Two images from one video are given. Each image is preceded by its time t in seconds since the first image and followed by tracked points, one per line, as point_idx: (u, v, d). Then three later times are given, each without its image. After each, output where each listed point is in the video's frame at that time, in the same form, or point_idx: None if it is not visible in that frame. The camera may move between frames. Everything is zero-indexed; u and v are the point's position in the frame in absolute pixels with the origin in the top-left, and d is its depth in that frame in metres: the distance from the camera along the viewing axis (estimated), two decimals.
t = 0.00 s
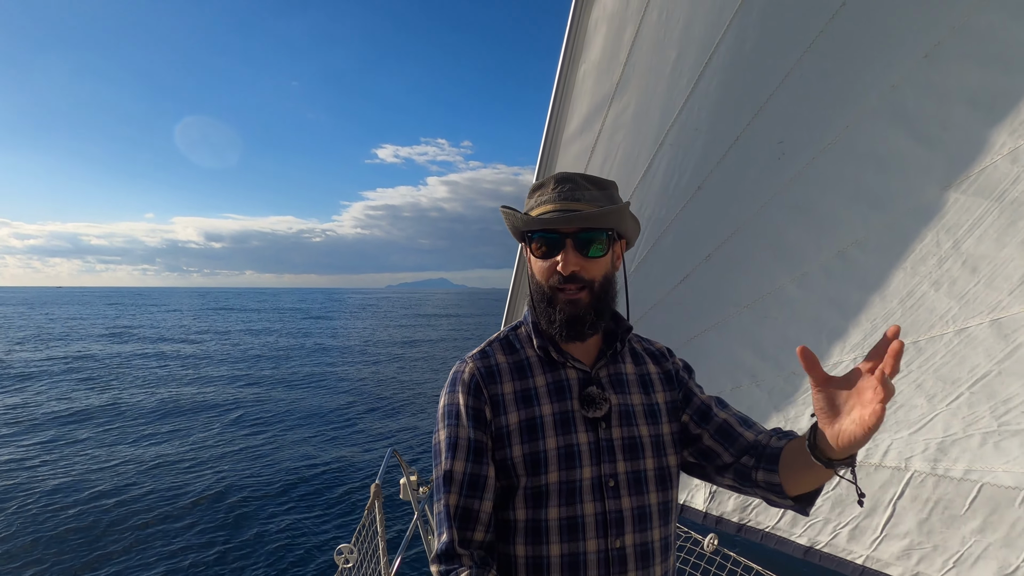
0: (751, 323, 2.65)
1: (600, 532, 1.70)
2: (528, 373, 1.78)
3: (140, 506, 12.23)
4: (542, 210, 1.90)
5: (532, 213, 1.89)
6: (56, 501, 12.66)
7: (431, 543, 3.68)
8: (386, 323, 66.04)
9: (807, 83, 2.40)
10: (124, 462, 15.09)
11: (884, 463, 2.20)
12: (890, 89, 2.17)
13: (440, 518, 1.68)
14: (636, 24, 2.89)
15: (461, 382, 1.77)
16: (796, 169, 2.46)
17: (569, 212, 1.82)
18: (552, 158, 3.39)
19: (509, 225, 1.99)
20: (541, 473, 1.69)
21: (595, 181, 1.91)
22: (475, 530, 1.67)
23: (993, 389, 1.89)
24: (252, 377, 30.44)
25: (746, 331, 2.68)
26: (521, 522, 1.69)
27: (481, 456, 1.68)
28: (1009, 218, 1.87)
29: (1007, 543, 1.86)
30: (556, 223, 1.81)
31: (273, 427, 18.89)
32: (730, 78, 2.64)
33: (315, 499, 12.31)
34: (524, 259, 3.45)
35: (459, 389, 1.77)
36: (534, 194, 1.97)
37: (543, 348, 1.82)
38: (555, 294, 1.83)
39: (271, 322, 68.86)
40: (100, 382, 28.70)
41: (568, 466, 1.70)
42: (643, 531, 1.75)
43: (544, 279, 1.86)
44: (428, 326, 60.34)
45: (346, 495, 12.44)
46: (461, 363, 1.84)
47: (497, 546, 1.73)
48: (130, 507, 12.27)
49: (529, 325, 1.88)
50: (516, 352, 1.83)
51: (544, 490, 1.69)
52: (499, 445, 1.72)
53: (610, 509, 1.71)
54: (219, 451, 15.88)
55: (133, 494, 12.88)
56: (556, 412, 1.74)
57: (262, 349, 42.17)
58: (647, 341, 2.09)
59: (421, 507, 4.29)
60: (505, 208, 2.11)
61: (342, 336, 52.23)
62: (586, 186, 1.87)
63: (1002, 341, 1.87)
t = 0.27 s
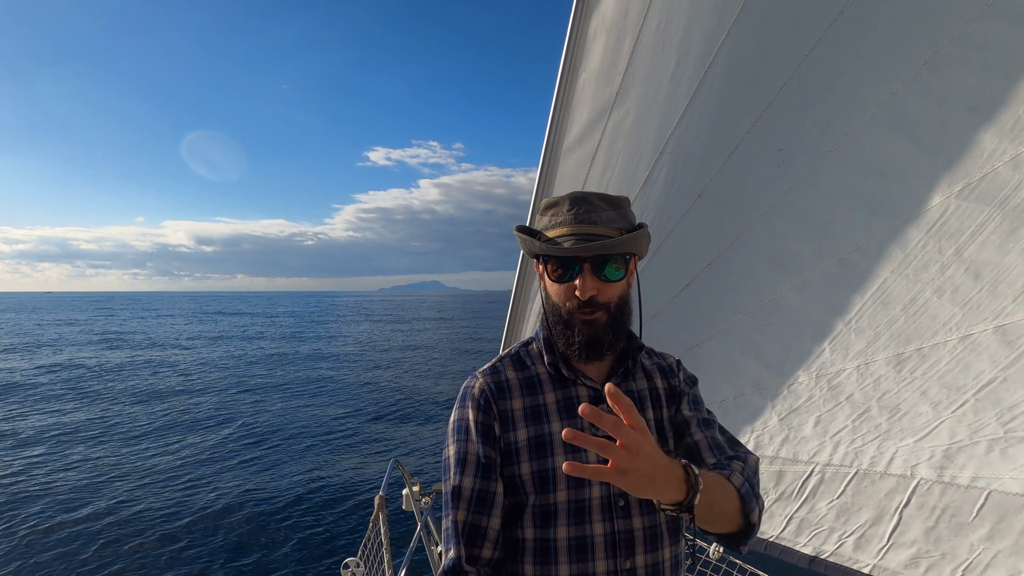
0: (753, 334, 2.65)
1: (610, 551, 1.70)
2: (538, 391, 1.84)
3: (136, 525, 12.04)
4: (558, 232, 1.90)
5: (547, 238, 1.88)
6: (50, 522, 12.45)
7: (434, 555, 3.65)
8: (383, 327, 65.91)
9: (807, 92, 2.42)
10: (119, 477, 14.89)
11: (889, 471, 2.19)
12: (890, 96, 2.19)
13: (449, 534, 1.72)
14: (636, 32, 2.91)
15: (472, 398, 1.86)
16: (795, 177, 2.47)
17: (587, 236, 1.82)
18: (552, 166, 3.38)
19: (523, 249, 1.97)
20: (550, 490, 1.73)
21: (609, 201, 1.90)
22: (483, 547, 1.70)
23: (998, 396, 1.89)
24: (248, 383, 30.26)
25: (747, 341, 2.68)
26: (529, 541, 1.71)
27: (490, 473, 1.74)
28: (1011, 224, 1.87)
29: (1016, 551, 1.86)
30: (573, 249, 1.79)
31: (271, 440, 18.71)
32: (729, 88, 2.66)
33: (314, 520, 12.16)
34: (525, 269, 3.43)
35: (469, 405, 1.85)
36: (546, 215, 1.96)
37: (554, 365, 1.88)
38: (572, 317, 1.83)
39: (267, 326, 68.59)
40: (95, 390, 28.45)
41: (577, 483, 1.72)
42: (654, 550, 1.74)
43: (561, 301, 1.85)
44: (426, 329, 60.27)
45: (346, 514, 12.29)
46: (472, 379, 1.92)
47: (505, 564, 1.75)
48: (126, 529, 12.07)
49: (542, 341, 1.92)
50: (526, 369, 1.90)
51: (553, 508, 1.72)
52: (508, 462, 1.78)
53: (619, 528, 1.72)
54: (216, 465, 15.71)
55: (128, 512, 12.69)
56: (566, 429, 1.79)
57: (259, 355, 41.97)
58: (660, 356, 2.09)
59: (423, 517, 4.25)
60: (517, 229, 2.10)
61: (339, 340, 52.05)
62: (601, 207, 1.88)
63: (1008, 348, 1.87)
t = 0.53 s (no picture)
0: (747, 336, 2.65)
1: (613, 548, 1.68)
2: (542, 388, 1.85)
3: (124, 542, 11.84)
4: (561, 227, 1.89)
5: (552, 233, 1.87)
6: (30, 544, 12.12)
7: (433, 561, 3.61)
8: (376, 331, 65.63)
9: (798, 94, 2.44)
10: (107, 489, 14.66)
11: (887, 470, 2.18)
12: (881, 96, 2.21)
13: (454, 532, 1.72)
14: (628, 37, 2.91)
15: (475, 396, 1.85)
16: (788, 179, 2.48)
17: (591, 233, 1.81)
18: (546, 171, 3.36)
19: (527, 243, 1.96)
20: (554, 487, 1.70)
21: (615, 197, 1.89)
22: (489, 546, 1.70)
23: (994, 392, 1.89)
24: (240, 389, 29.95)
25: (742, 342, 2.68)
26: (532, 539, 1.69)
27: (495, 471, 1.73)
28: (1003, 220, 1.89)
29: (1015, 548, 1.86)
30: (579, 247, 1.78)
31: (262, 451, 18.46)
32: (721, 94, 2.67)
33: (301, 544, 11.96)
34: (521, 272, 3.43)
35: (473, 402, 1.84)
36: (551, 208, 1.93)
37: (557, 362, 1.88)
38: (576, 313, 1.84)
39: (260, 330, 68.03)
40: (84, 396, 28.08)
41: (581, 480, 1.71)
42: (658, 547, 1.72)
43: (565, 298, 1.86)
44: (420, 333, 60.09)
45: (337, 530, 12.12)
46: (476, 377, 1.92)
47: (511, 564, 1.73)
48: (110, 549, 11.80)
49: (545, 339, 1.93)
50: (530, 366, 1.90)
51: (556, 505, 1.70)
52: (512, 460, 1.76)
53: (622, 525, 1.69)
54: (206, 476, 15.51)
55: (117, 529, 12.44)
56: (570, 426, 1.80)
57: (250, 359, 41.59)
58: (665, 347, 2.06)
59: (421, 523, 4.20)
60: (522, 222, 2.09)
61: (332, 344, 51.68)
62: (607, 203, 1.86)
63: (1003, 344, 1.88)
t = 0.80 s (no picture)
0: (739, 334, 2.66)
1: (612, 536, 1.66)
2: (538, 379, 1.80)
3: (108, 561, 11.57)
4: (557, 218, 1.87)
5: (547, 222, 1.86)
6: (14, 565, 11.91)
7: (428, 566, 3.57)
8: (370, 337, 65.38)
9: (785, 94, 2.46)
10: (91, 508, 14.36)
11: (878, 466, 2.19)
12: (867, 95, 2.23)
13: (452, 523, 1.68)
14: (617, 41, 2.92)
15: (472, 389, 1.81)
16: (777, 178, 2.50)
17: (586, 224, 1.80)
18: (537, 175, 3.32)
19: (522, 233, 1.96)
20: (552, 477, 1.68)
21: (611, 189, 1.88)
22: (487, 536, 1.66)
23: (982, 385, 1.91)
24: (233, 397, 29.70)
25: (733, 340, 2.69)
26: (531, 528, 1.67)
27: (492, 462, 1.69)
28: (988, 215, 1.91)
29: (1006, 541, 1.87)
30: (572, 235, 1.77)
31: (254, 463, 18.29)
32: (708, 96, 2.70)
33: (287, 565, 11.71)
34: (514, 273, 3.43)
35: (470, 395, 1.80)
36: (547, 200, 1.93)
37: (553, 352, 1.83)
38: (569, 302, 1.82)
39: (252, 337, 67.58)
40: (75, 406, 27.80)
41: (578, 470, 1.68)
42: (658, 534, 1.71)
43: (559, 288, 1.83)
44: (412, 339, 59.94)
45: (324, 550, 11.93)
46: (472, 371, 1.88)
47: (510, 554, 1.70)
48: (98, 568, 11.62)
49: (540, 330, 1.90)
50: (526, 358, 1.85)
51: (554, 495, 1.67)
52: (509, 451, 1.73)
53: (621, 513, 1.68)
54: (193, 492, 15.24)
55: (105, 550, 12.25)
56: (565, 416, 1.74)
57: (243, 367, 41.27)
58: (661, 340, 2.05)
59: (416, 530, 4.17)
60: (517, 213, 2.09)
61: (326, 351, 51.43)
62: (602, 195, 1.86)
63: (990, 337, 1.90)
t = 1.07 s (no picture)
0: (731, 335, 2.66)
1: (616, 542, 1.67)
2: (540, 384, 1.76)
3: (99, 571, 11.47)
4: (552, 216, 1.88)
5: (542, 219, 1.87)
6: None
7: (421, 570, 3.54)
8: (362, 338, 65.05)
9: (774, 94, 2.47)
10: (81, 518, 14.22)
11: (868, 463, 2.21)
12: (854, 95, 2.25)
13: (454, 530, 1.65)
14: (605, 44, 2.91)
15: (474, 395, 1.77)
16: (767, 178, 2.51)
17: (581, 216, 1.80)
18: (527, 178, 3.33)
19: (517, 235, 1.96)
20: (555, 484, 1.65)
21: (602, 187, 1.91)
22: (491, 544, 1.64)
23: (970, 382, 1.93)
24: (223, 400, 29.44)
25: (724, 341, 2.69)
26: (535, 534, 1.65)
27: (494, 469, 1.65)
28: (974, 213, 1.93)
29: (993, 536, 1.89)
30: (567, 226, 1.78)
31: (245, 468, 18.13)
32: (698, 97, 2.70)
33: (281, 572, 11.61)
34: (505, 276, 3.42)
35: (471, 401, 1.76)
36: (540, 203, 1.95)
37: (555, 356, 1.81)
38: (570, 298, 1.80)
39: (243, 339, 67.05)
40: (62, 410, 27.45)
41: (581, 475, 1.66)
42: (660, 540, 1.72)
43: (558, 284, 1.81)
44: (402, 340, 59.74)
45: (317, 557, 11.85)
46: (473, 376, 1.84)
47: (513, 560, 1.69)
48: None
49: (542, 333, 1.86)
50: (527, 363, 1.82)
51: (558, 501, 1.65)
52: (511, 457, 1.69)
53: (625, 519, 1.68)
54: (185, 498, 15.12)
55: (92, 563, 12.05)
56: (568, 421, 1.71)
57: (234, 369, 40.93)
58: (664, 350, 2.05)
59: (408, 534, 4.13)
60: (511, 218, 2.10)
61: (318, 352, 51.12)
62: (593, 192, 1.88)
63: (977, 335, 1.92)
